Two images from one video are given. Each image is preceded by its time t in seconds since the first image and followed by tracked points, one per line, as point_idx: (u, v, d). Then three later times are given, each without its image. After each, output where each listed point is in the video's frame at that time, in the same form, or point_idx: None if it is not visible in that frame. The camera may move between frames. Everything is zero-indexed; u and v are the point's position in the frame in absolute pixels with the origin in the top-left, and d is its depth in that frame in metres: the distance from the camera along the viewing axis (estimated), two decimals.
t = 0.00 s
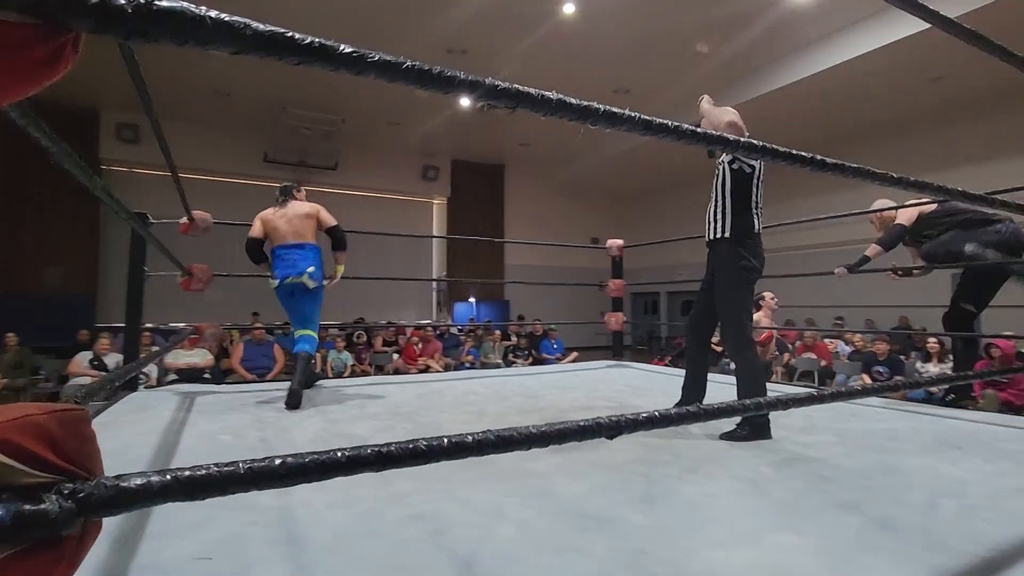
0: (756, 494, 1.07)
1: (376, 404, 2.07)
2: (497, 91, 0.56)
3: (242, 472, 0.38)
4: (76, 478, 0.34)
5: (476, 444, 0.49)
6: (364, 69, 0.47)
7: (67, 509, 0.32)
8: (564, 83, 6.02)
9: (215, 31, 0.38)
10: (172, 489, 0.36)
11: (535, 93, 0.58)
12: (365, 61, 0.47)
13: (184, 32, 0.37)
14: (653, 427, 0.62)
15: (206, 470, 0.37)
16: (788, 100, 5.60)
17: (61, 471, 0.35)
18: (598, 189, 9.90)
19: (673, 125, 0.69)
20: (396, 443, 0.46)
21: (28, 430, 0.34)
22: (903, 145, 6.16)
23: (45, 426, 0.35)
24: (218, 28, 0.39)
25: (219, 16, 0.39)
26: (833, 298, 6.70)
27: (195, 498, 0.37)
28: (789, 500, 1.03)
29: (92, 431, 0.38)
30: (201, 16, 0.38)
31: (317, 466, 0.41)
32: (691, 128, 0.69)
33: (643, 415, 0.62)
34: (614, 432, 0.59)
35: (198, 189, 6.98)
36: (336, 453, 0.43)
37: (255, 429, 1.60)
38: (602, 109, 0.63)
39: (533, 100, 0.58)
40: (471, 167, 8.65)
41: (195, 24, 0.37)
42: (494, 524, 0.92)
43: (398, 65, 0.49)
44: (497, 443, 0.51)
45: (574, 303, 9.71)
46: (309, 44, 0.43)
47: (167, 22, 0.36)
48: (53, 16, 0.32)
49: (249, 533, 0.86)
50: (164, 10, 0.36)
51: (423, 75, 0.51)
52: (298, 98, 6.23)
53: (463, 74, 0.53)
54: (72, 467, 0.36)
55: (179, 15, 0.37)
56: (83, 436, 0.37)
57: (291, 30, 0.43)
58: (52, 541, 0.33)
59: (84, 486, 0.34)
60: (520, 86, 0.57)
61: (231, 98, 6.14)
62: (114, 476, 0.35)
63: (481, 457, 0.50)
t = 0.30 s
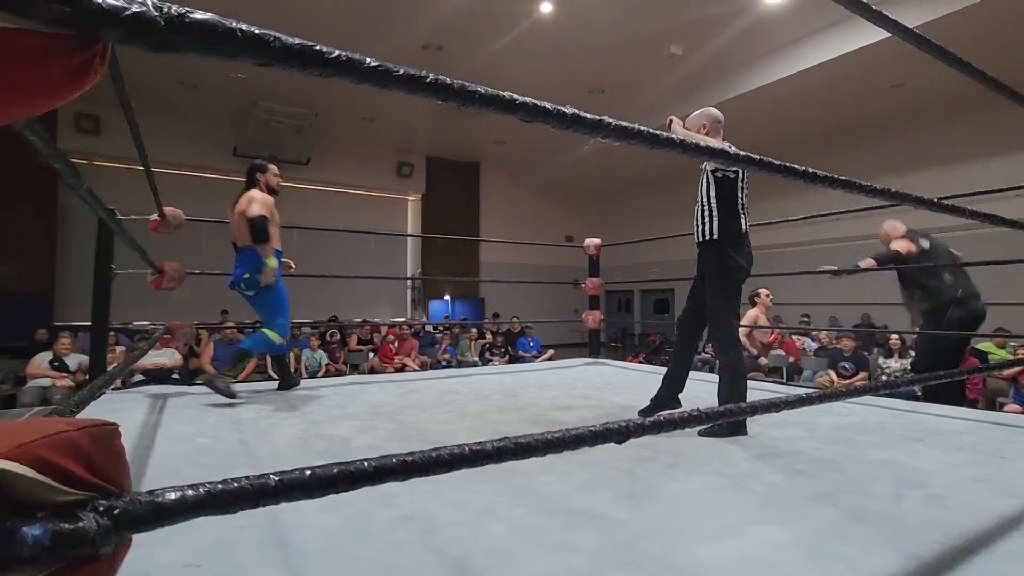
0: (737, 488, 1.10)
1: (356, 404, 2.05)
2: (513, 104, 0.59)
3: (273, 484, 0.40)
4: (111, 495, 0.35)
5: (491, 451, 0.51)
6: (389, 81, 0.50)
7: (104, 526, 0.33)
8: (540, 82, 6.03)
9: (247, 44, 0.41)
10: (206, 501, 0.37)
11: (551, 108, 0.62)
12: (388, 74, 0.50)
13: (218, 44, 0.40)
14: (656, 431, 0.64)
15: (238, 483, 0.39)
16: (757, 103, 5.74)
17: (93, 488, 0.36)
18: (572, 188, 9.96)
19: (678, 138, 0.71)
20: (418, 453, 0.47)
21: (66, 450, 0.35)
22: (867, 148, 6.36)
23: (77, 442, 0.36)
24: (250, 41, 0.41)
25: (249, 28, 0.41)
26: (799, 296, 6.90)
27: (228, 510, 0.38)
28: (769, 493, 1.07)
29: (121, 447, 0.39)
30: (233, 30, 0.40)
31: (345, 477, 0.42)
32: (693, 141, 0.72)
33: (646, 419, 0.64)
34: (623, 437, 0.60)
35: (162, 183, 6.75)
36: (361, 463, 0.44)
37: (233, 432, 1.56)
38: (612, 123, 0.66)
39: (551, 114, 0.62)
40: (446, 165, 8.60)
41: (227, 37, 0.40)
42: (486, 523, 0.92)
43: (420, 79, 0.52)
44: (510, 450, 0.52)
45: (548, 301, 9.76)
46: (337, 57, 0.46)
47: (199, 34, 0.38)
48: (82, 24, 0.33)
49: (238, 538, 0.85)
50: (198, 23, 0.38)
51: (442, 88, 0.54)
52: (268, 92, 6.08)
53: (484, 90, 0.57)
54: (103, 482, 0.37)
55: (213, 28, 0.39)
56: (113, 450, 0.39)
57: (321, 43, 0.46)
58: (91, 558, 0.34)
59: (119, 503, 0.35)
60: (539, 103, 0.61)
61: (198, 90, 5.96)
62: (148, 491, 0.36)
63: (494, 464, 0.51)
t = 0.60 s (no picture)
0: (722, 486, 1.12)
1: (338, 404, 2.02)
2: (515, 107, 0.58)
3: (273, 495, 0.39)
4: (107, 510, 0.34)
5: (492, 455, 0.50)
6: (391, 83, 0.50)
7: (99, 543, 0.32)
8: (522, 80, 6.03)
9: (247, 42, 0.41)
10: (204, 513, 0.36)
11: (552, 111, 0.62)
12: (392, 76, 0.50)
13: (217, 41, 0.40)
14: (652, 432, 0.64)
15: (239, 494, 0.38)
16: (735, 105, 5.83)
17: (82, 502, 0.34)
18: (552, 187, 10.00)
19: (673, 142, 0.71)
20: (420, 458, 0.47)
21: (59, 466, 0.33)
22: (840, 150, 6.51)
23: (69, 455, 0.34)
24: (250, 39, 0.41)
25: (249, 26, 0.41)
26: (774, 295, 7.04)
27: (228, 522, 0.37)
28: (753, 491, 1.09)
29: (116, 457, 0.38)
30: (233, 27, 0.40)
31: (348, 486, 0.42)
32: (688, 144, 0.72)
33: (642, 421, 0.64)
34: (621, 438, 0.60)
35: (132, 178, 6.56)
36: (363, 470, 0.44)
37: (212, 434, 1.53)
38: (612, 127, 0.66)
39: (553, 118, 0.62)
40: (426, 162, 8.55)
41: (226, 35, 0.40)
42: (476, 525, 0.92)
43: (423, 82, 0.52)
44: (511, 454, 0.51)
45: (528, 300, 9.78)
46: (338, 56, 0.46)
47: (197, 31, 0.38)
48: (78, 20, 0.33)
49: (223, 545, 0.83)
50: (195, 19, 0.38)
51: (444, 90, 0.54)
52: (244, 86, 5.95)
53: (484, 92, 0.57)
54: (94, 494, 0.35)
55: (212, 26, 0.39)
56: (107, 460, 0.37)
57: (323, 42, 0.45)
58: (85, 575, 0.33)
59: (114, 518, 0.34)
60: (540, 106, 0.61)
61: (170, 82, 5.80)
62: (145, 504, 0.35)
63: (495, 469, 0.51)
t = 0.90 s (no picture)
0: (704, 482, 1.13)
1: (322, 403, 2.01)
2: (492, 98, 0.58)
3: (239, 496, 0.38)
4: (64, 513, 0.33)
5: (471, 454, 0.50)
6: (363, 71, 0.49)
7: (53, 547, 0.31)
8: (508, 78, 6.01)
9: (213, 26, 0.40)
10: (165, 516, 0.36)
11: (531, 104, 0.61)
12: (365, 64, 0.49)
13: (181, 25, 0.38)
14: (636, 429, 0.64)
15: (203, 496, 0.37)
16: (720, 104, 5.87)
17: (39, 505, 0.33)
18: (538, 185, 10.01)
19: (656, 137, 0.71)
20: (393, 458, 0.46)
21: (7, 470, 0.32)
22: (821, 151, 6.61)
23: (21, 457, 0.33)
24: (215, 24, 0.40)
25: (215, 11, 0.40)
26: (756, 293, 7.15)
27: (191, 524, 0.36)
28: (733, 487, 1.10)
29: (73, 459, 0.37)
30: (197, 12, 0.39)
31: (318, 486, 0.41)
32: (667, 138, 0.72)
33: (626, 418, 0.64)
34: (601, 436, 0.60)
35: (111, 173, 6.42)
36: (334, 470, 0.43)
37: (192, 434, 1.50)
38: (593, 120, 0.65)
39: (529, 111, 0.61)
40: (411, 160, 8.50)
41: (190, 18, 0.39)
42: (462, 524, 0.92)
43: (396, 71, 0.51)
44: (490, 453, 0.51)
45: (514, 298, 9.78)
46: (309, 44, 0.45)
47: (160, 15, 0.37)
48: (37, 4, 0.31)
49: (199, 548, 0.81)
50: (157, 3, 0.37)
51: (418, 80, 0.53)
52: (225, 80, 5.85)
53: (462, 82, 0.55)
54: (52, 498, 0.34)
55: (174, 11, 0.38)
56: (64, 463, 0.36)
57: (293, 29, 0.45)
58: None
59: (70, 520, 0.33)
60: (520, 98, 0.60)
61: (149, 75, 5.67)
62: (103, 508, 0.34)
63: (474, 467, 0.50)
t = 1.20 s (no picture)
0: (679, 476, 1.14)
1: (305, 400, 1.99)
2: (438, 93, 0.54)
3: (157, 488, 0.38)
4: None
5: (415, 445, 0.49)
6: (295, 65, 0.46)
7: None
8: (498, 74, 6.00)
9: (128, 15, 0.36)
10: (76, 508, 0.35)
11: (474, 97, 0.58)
12: (297, 57, 0.46)
13: (93, 12, 0.35)
14: (593, 421, 0.64)
15: (117, 487, 0.37)
16: (708, 103, 5.89)
17: None
18: (528, 183, 10.01)
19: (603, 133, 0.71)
20: (326, 449, 0.45)
21: None
22: (808, 150, 6.66)
23: None
24: (131, 13, 0.37)
25: None
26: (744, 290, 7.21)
27: (105, 517, 0.36)
28: (708, 481, 1.11)
29: None
30: None
31: (243, 477, 0.41)
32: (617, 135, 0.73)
33: (583, 409, 0.64)
34: (550, 428, 0.60)
35: (95, 169, 6.34)
36: (262, 462, 0.42)
37: (171, 432, 1.49)
38: (537, 117, 0.64)
39: (478, 107, 0.58)
40: (401, 156, 8.47)
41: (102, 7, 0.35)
42: (435, 520, 0.91)
43: (333, 63, 0.47)
44: (437, 444, 0.50)
45: (505, 295, 9.78)
46: (236, 35, 0.42)
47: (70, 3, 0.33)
48: None
49: (165, 545, 0.80)
50: None
51: (358, 74, 0.49)
52: (212, 75, 5.79)
53: (402, 76, 0.53)
54: None
55: None
56: None
57: (216, 18, 0.41)
58: None
59: None
60: (461, 92, 0.57)
61: (134, 70, 5.60)
62: (5, 499, 0.32)
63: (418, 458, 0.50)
